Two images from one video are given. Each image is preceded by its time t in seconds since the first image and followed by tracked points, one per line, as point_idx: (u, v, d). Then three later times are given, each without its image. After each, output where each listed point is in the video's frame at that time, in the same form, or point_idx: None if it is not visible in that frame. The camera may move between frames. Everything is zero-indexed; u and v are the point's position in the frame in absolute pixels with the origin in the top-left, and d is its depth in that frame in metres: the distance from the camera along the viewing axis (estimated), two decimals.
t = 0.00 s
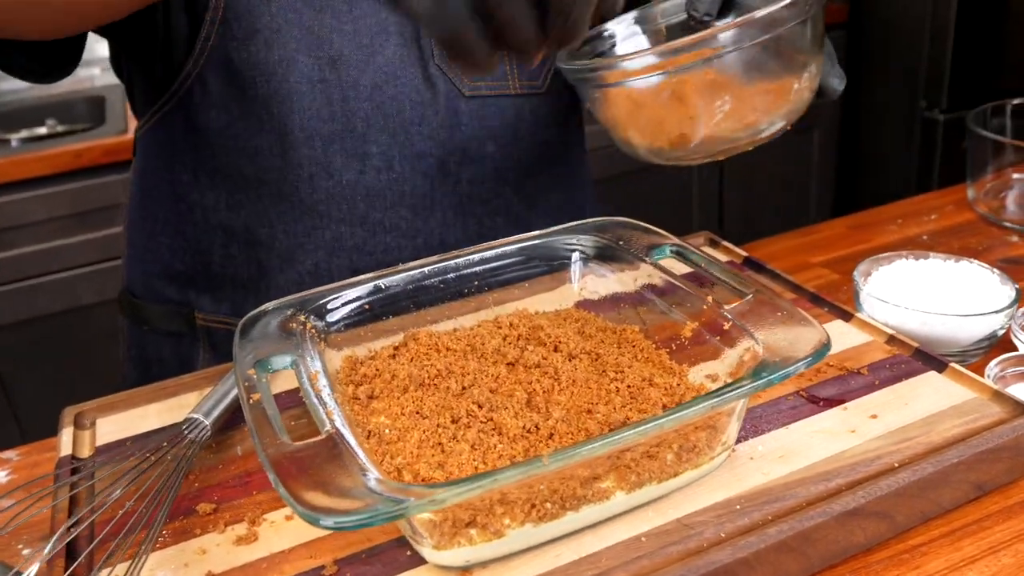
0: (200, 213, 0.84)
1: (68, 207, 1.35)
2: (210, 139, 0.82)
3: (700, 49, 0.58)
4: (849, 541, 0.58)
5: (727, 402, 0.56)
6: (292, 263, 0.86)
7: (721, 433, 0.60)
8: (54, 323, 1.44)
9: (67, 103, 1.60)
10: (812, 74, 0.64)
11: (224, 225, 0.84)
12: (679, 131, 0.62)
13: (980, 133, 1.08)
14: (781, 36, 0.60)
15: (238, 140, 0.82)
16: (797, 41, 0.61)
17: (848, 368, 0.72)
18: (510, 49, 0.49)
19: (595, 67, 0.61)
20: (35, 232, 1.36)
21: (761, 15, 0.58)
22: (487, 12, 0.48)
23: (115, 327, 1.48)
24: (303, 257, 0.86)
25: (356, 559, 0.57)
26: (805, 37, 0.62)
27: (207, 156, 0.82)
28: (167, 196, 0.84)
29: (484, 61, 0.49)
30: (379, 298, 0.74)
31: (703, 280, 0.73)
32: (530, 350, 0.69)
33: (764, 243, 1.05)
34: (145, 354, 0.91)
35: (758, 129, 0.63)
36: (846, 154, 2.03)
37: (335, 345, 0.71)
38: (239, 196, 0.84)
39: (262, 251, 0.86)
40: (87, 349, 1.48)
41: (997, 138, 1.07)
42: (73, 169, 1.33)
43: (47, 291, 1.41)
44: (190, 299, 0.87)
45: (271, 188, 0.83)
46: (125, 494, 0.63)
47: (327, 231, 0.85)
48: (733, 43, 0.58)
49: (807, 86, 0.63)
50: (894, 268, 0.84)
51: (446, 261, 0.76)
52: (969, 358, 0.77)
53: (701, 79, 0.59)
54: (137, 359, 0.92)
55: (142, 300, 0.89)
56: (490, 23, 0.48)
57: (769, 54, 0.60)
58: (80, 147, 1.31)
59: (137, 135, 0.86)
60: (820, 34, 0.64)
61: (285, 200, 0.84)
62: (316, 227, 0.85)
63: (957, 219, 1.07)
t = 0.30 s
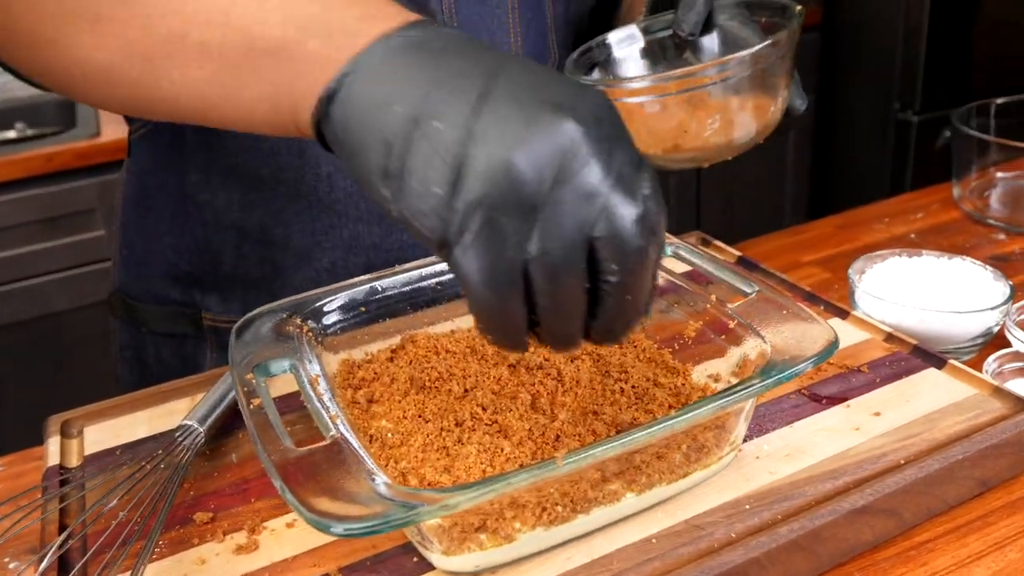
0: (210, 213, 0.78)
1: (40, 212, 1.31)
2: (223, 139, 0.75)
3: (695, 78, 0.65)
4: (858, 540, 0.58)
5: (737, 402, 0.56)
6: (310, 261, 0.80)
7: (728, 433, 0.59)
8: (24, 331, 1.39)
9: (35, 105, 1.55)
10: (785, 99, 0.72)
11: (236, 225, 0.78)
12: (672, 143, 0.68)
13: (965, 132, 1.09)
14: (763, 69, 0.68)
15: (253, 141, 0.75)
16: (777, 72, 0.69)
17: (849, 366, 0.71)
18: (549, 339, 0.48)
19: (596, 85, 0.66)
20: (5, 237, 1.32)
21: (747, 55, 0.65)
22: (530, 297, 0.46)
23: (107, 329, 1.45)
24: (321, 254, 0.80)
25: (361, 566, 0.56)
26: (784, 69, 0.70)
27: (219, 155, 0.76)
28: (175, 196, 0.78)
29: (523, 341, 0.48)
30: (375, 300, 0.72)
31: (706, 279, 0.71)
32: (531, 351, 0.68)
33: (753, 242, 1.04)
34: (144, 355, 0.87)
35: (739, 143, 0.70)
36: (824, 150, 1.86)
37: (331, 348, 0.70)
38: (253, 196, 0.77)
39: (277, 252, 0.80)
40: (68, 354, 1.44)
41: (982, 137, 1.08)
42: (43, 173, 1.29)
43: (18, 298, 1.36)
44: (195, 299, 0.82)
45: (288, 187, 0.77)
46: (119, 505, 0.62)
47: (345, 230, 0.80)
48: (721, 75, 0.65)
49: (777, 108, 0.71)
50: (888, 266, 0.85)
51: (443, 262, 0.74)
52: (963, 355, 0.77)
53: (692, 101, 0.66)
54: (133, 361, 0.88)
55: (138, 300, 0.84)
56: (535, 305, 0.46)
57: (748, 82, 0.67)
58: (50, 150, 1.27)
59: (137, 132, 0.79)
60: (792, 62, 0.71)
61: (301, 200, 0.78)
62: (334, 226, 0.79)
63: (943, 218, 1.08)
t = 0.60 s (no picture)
0: (220, 212, 0.80)
1: (16, 226, 1.29)
2: (235, 139, 0.77)
3: (685, 70, 0.67)
4: (861, 531, 0.57)
5: (740, 397, 0.55)
6: (322, 255, 0.83)
7: (731, 428, 0.59)
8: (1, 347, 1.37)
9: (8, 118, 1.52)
10: (773, 94, 0.74)
11: (248, 223, 0.81)
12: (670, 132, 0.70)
13: (947, 129, 1.10)
14: (753, 65, 0.70)
15: (263, 138, 0.77)
16: (766, 68, 0.71)
17: (845, 360, 0.72)
18: (604, 292, 0.52)
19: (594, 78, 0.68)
20: None
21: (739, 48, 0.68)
22: (594, 247, 0.49)
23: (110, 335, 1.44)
24: (333, 250, 0.83)
25: (364, 572, 0.55)
26: (772, 67, 0.72)
27: (231, 155, 0.78)
28: (182, 196, 0.79)
29: (582, 298, 0.51)
30: (369, 304, 0.72)
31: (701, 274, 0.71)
32: (529, 352, 0.67)
33: (742, 241, 1.05)
34: (147, 359, 0.87)
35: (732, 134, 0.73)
36: (802, 153, 1.78)
37: (325, 353, 0.69)
38: (263, 193, 0.80)
39: (289, 248, 0.82)
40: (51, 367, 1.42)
41: (963, 133, 1.09)
42: (18, 186, 1.26)
43: None
44: (205, 299, 0.84)
45: (299, 185, 0.80)
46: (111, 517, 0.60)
47: (358, 223, 0.82)
48: (713, 67, 0.67)
49: (767, 100, 0.74)
50: (878, 261, 0.85)
51: (436, 265, 0.74)
52: (955, 348, 0.78)
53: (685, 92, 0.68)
54: (137, 365, 0.88)
55: (141, 301, 0.84)
56: (597, 254, 0.50)
57: (740, 75, 0.69)
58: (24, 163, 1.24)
59: (137, 132, 0.79)
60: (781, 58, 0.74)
61: (313, 195, 0.80)
62: (348, 220, 0.82)
63: (927, 214, 1.09)
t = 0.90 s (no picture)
0: (214, 205, 0.80)
1: None
2: (228, 132, 0.77)
3: (685, 62, 0.67)
4: (860, 525, 0.57)
5: (740, 393, 0.55)
6: (318, 247, 0.82)
7: (730, 424, 0.59)
8: None
9: None
10: (772, 85, 0.75)
11: (242, 216, 0.80)
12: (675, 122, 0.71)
13: (928, 125, 1.11)
14: (752, 57, 0.70)
15: (258, 131, 0.77)
16: (765, 59, 0.71)
17: (838, 355, 0.72)
18: (578, 264, 0.56)
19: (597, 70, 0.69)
20: None
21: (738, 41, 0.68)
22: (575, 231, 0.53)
23: (107, 328, 1.42)
24: (329, 241, 0.82)
25: None
26: (771, 59, 0.72)
27: (224, 148, 0.78)
28: (178, 192, 0.80)
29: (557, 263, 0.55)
30: (361, 306, 0.71)
31: (695, 271, 0.73)
32: (524, 351, 0.67)
33: (728, 239, 1.05)
34: (144, 354, 0.88)
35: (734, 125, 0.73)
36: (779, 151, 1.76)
37: (318, 355, 0.68)
38: (258, 186, 0.79)
39: (284, 241, 0.81)
40: (32, 373, 1.40)
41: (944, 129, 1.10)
42: None
43: None
44: (200, 293, 0.84)
45: (293, 177, 0.79)
46: (101, 526, 0.59)
47: (354, 214, 0.81)
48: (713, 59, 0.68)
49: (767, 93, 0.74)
50: (867, 257, 0.86)
51: (427, 264, 0.73)
52: (943, 342, 0.78)
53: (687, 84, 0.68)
54: (134, 361, 0.89)
55: (140, 296, 0.85)
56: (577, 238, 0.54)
57: (739, 69, 0.70)
58: None
59: (133, 131, 0.80)
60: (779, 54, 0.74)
61: (308, 188, 0.80)
62: (343, 211, 0.81)
63: (910, 210, 1.10)
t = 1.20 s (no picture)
0: (195, 200, 0.80)
1: None
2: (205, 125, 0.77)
3: (664, 60, 0.66)
4: (860, 517, 0.56)
5: (740, 385, 0.54)
6: (297, 242, 0.82)
7: (728, 418, 0.58)
8: None
9: None
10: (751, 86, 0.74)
11: (221, 210, 0.80)
12: (653, 119, 0.69)
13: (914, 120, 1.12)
14: (732, 56, 0.69)
15: (236, 124, 0.77)
16: (746, 59, 0.71)
17: (833, 348, 0.72)
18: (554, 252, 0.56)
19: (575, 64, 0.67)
20: None
21: (716, 38, 0.67)
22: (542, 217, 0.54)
23: (92, 334, 1.40)
24: (309, 234, 0.82)
25: None
26: (751, 60, 0.72)
27: (203, 143, 0.78)
28: (157, 187, 0.80)
29: (532, 254, 0.55)
30: (351, 306, 0.70)
31: (688, 265, 0.73)
32: (517, 349, 0.66)
33: (717, 236, 1.05)
34: (130, 351, 0.89)
35: (714, 124, 0.72)
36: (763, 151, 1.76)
37: (307, 356, 0.67)
38: (236, 180, 0.79)
39: (264, 234, 0.82)
40: (16, 383, 1.38)
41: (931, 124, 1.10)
42: None
43: None
44: (183, 289, 0.84)
45: (271, 170, 0.79)
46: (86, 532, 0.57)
47: (332, 207, 0.81)
48: (690, 56, 0.67)
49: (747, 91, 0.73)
50: (858, 250, 0.85)
51: (415, 263, 0.72)
52: (937, 334, 0.78)
53: (663, 80, 0.67)
54: (119, 359, 0.90)
55: (124, 295, 0.86)
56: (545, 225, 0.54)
57: (717, 66, 0.69)
58: None
59: (115, 129, 0.81)
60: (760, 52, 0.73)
61: (286, 180, 0.80)
62: (322, 204, 0.81)
63: (899, 204, 1.10)
